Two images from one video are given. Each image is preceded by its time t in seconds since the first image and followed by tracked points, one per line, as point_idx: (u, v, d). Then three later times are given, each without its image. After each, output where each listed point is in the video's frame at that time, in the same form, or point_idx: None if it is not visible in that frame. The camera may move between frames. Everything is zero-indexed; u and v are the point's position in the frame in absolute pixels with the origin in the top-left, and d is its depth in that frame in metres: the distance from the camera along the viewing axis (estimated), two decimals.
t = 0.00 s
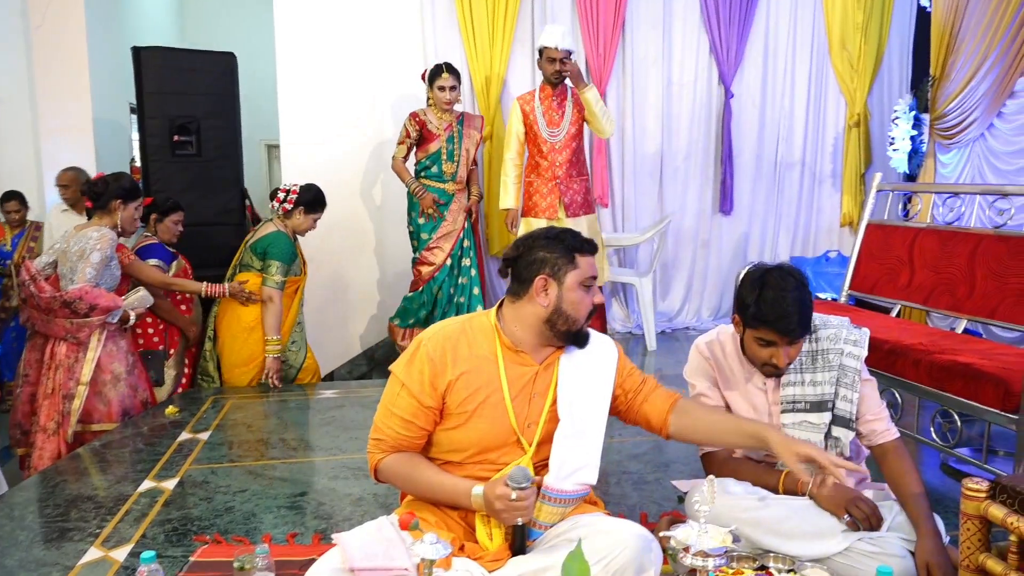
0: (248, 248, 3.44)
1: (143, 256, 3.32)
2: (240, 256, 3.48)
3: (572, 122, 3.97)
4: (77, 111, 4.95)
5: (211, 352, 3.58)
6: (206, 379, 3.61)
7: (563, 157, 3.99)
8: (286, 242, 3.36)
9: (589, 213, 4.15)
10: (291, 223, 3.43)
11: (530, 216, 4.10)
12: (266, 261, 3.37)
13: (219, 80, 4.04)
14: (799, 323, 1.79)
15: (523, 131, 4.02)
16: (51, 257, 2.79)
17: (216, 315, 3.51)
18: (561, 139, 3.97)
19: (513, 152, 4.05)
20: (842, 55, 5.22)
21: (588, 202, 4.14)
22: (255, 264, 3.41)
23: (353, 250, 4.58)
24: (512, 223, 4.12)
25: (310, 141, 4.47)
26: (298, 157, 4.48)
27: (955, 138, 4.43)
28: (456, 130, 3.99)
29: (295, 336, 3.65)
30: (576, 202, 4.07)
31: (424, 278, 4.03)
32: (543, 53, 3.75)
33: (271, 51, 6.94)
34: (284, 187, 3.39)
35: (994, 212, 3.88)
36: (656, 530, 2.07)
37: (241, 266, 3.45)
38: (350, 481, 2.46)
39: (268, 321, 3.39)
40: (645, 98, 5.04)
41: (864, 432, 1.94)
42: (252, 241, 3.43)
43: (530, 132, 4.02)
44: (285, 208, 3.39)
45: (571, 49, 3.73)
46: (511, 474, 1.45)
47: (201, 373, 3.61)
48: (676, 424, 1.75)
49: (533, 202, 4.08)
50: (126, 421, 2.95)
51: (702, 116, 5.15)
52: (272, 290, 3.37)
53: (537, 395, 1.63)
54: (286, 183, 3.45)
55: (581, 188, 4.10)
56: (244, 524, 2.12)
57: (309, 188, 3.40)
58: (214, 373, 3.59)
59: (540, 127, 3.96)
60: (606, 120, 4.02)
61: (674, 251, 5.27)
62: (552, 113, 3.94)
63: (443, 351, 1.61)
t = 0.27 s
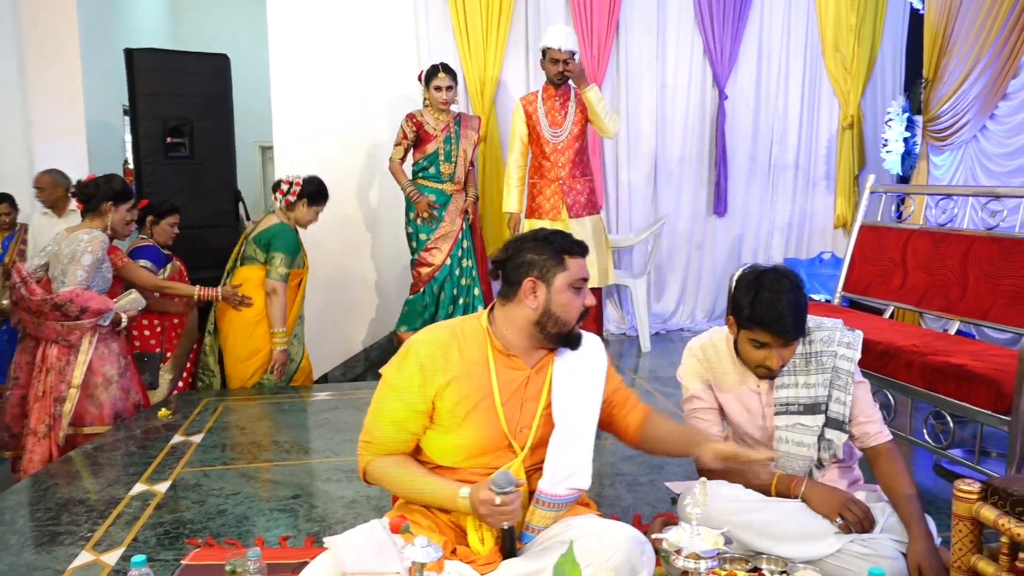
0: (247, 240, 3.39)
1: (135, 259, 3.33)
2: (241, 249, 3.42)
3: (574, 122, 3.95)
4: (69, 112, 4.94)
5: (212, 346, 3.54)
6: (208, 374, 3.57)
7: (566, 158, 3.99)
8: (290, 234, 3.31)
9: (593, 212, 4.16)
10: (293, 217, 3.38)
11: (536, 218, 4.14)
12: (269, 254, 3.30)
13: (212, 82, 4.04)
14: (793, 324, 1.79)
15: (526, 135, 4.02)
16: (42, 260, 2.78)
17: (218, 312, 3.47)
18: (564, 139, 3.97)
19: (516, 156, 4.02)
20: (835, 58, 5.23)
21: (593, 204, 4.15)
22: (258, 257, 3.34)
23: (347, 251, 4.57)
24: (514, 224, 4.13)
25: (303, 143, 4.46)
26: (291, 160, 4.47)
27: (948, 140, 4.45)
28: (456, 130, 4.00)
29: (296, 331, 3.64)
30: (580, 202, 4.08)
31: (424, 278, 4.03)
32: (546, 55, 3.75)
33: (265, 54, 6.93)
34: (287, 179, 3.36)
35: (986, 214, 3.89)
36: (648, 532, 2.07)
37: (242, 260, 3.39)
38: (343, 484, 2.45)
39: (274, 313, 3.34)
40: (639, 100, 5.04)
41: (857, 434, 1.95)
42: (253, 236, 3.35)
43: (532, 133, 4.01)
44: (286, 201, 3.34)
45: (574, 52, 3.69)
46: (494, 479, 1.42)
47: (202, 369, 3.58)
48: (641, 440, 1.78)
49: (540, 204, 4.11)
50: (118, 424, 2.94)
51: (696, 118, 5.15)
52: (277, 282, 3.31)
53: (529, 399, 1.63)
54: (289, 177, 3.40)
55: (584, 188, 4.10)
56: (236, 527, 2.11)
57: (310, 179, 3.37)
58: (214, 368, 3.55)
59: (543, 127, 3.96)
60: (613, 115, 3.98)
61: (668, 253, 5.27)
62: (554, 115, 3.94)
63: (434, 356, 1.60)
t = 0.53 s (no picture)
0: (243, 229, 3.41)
1: (137, 259, 3.37)
2: (238, 237, 3.42)
3: (578, 119, 3.96)
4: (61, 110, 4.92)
5: (216, 341, 3.57)
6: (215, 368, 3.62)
7: (570, 155, 3.98)
8: (289, 222, 3.34)
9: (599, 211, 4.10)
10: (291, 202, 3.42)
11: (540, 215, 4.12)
12: (269, 242, 3.33)
13: (206, 78, 4.02)
14: (785, 318, 1.79)
15: (531, 132, 4.03)
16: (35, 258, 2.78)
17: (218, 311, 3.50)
18: (569, 136, 3.96)
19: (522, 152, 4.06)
20: (830, 53, 5.23)
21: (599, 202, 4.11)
22: (258, 247, 3.36)
23: (342, 249, 4.57)
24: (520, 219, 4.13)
25: (297, 140, 4.45)
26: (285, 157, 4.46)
27: (942, 136, 4.46)
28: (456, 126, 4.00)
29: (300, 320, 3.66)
30: (584, 200, 4.03)
31: (420, 278, 4.00)
32: (550, 50, 3.74)
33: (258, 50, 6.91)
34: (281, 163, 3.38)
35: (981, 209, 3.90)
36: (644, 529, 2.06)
37: (241, 249, 3.40)
38: (338, 482, 2.45)
39: (277, 300, 3.38)
40: (634, 97, 5.04)
41: (852, 429, 1.95)
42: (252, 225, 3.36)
43: (537, 130, 4.00)
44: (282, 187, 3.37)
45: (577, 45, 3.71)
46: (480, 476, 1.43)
47: (209, 363, 3.62)
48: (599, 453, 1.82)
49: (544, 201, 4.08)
50: (112, 423, 2.93)
51: (691, 115, 5.15)
52: (278, 269, 3.34)
53: (521, 397, 1.63)
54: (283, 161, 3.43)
55: (590, 186, 4.05)
56: (231, 526, 2.11)
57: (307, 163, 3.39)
58: (222, 361, 3.60)
59: (547, 124, 3.95)
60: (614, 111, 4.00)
61: (663, 249, 5.27)
62: (557, 112, 3.94)
63: (424, 357, 1.60)
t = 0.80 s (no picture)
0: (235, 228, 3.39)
1: (135, 262, 3.33)
2: (232, 237, 3.41)
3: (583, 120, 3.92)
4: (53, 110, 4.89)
5: (216, 341, 3.54)
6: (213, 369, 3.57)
7: (573, 158, 3.96)
8: (285, 222, 3.32)
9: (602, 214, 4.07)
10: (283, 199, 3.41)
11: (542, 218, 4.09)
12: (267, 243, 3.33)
13: (198, 79, 4.00)
14: (774, 308, 1.78)
15: (535, 132, 4.03)
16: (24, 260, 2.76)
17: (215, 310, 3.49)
18: (572, 138, 3.95)
19: (527, 153, 4.07)
20: (826, 53, 5.22)
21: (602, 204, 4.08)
22: (255, 247, 3.35)
23: (335, 250, 4.55)
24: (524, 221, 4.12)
25: (291, 140, 4.43)
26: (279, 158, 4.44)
27: (938, 137, 4.45)
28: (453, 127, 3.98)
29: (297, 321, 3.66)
30: (586, 202, 4.00)
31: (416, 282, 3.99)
32: (552, 49, 3.75)
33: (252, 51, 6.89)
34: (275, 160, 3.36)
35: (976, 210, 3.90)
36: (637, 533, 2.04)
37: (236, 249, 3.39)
38: (330, 486, 2.43)
39: (275, 300, 3.39)
40: (630, 97, 5.03)
41: (846, 429, 1.94)
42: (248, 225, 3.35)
43: (541, 130, 4.00)
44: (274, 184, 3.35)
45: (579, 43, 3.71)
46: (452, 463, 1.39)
47: (211, 363, 3.57)
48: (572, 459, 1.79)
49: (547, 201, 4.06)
50: (102, 426, 2.91)
51: (687, 115, 5.14)
52: (276, 270, 3.34)
53: (505, 400, 1.62)
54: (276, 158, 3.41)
55: (592, 188, 4.03)
56: (221, 531, 2.09)
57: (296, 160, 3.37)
58: (222, 361, 3.55)
59: (552, 126, 3.94)
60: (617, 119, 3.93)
61: (659, 250, 5.26)
62: (562, 113, 3.92)
63: (406, 364, 1.59)
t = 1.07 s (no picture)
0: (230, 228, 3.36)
1: (130, 266, 3.31)
2: (225, 237, 3.38)
3: (585, 121, 3.88)
4: (44, 112, 4.84)
5: (208, 343, 3.51)
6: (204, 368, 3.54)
7: (574, 159, 3.92)
8: (277, 224, 3.29)
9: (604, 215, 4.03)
10: (278, 200, 3.38)
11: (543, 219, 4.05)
12: (258, 244, 3.31)
13: (192, 79, 3.97)
14: (772, 298, 1.75)
15: (538, 131, 4.01)
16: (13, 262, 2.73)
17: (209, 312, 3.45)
18: (574, 140, 3.90)
19: (530, 153, 4.05)
20: (825, 54, 5.19)
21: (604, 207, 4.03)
22: (247, 248, 3.33)
23: (330, 252, 4.52)
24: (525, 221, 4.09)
25: (285, 141, 4.40)
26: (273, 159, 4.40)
27: (938, 139, 4.43)
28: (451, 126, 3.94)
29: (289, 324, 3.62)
30: (586, 205, 3.96)
31: (412, 283, 3.96)
32: (553, 48, 3.73)
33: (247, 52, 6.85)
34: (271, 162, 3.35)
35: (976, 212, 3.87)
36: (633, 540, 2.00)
37: (229, 250, 3.37)
38: (322, 492, 2.40)
39: (264, 303, 3.35)
40: (628, 99, 4.99)
41: (846, 433, 1.90)
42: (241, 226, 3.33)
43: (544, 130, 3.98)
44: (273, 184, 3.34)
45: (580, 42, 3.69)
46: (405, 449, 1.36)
47: (201, 364, 3.54)
48: (568, 461, 1.74)
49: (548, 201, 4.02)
50: (92, 430, 2.88)
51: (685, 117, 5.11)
52: (267, 273, 3.32)
53: (489, 408, 1.58)
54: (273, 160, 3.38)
55: (593, 190, 3.99)
56: (211, 539, 2.06)
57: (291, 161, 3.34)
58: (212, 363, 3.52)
59: (554, 126, 3.91)
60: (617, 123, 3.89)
61: (657, 252, 5.22)
62: (564, 114, 3.89)
63: (388, 371, 1.55)
